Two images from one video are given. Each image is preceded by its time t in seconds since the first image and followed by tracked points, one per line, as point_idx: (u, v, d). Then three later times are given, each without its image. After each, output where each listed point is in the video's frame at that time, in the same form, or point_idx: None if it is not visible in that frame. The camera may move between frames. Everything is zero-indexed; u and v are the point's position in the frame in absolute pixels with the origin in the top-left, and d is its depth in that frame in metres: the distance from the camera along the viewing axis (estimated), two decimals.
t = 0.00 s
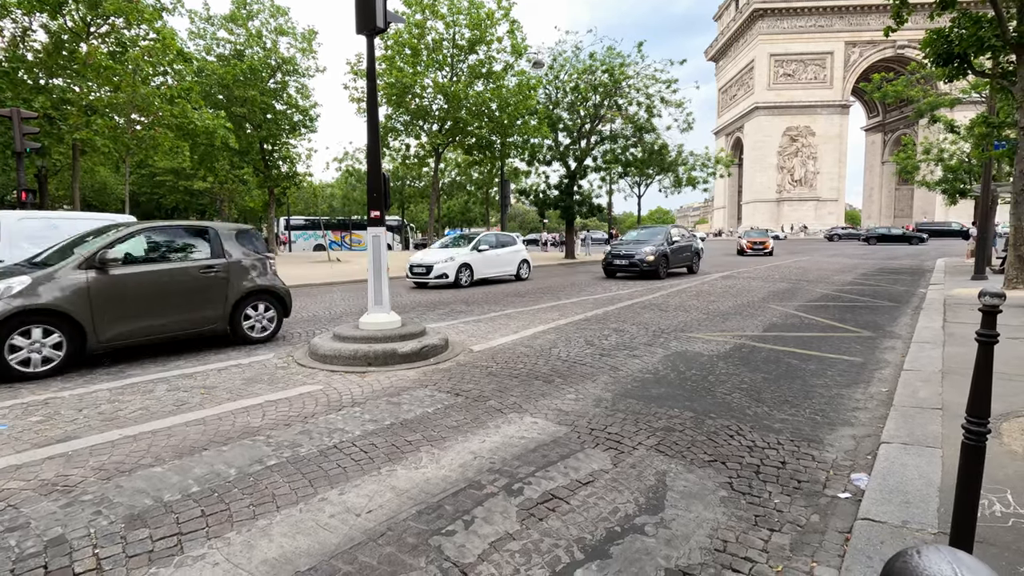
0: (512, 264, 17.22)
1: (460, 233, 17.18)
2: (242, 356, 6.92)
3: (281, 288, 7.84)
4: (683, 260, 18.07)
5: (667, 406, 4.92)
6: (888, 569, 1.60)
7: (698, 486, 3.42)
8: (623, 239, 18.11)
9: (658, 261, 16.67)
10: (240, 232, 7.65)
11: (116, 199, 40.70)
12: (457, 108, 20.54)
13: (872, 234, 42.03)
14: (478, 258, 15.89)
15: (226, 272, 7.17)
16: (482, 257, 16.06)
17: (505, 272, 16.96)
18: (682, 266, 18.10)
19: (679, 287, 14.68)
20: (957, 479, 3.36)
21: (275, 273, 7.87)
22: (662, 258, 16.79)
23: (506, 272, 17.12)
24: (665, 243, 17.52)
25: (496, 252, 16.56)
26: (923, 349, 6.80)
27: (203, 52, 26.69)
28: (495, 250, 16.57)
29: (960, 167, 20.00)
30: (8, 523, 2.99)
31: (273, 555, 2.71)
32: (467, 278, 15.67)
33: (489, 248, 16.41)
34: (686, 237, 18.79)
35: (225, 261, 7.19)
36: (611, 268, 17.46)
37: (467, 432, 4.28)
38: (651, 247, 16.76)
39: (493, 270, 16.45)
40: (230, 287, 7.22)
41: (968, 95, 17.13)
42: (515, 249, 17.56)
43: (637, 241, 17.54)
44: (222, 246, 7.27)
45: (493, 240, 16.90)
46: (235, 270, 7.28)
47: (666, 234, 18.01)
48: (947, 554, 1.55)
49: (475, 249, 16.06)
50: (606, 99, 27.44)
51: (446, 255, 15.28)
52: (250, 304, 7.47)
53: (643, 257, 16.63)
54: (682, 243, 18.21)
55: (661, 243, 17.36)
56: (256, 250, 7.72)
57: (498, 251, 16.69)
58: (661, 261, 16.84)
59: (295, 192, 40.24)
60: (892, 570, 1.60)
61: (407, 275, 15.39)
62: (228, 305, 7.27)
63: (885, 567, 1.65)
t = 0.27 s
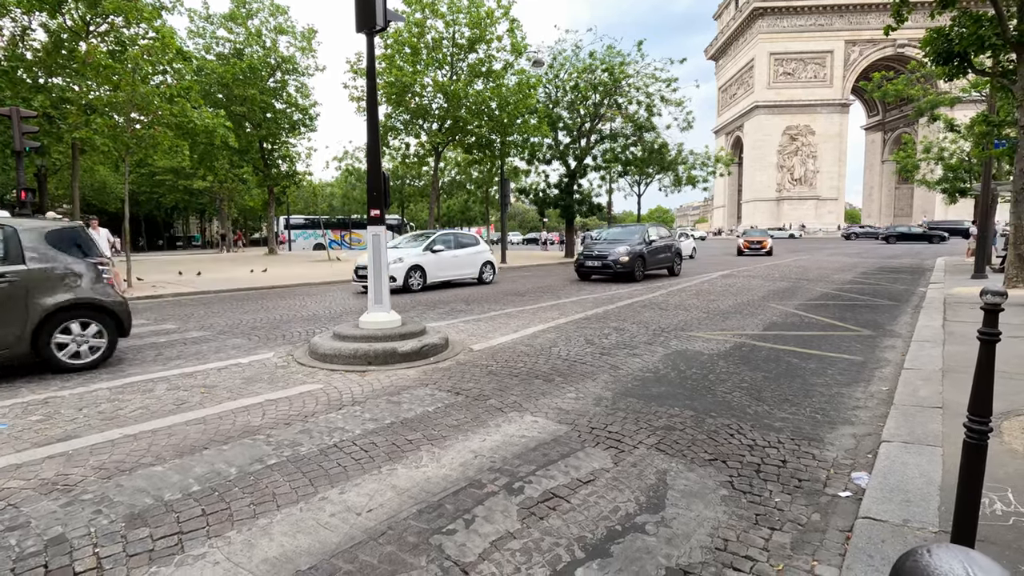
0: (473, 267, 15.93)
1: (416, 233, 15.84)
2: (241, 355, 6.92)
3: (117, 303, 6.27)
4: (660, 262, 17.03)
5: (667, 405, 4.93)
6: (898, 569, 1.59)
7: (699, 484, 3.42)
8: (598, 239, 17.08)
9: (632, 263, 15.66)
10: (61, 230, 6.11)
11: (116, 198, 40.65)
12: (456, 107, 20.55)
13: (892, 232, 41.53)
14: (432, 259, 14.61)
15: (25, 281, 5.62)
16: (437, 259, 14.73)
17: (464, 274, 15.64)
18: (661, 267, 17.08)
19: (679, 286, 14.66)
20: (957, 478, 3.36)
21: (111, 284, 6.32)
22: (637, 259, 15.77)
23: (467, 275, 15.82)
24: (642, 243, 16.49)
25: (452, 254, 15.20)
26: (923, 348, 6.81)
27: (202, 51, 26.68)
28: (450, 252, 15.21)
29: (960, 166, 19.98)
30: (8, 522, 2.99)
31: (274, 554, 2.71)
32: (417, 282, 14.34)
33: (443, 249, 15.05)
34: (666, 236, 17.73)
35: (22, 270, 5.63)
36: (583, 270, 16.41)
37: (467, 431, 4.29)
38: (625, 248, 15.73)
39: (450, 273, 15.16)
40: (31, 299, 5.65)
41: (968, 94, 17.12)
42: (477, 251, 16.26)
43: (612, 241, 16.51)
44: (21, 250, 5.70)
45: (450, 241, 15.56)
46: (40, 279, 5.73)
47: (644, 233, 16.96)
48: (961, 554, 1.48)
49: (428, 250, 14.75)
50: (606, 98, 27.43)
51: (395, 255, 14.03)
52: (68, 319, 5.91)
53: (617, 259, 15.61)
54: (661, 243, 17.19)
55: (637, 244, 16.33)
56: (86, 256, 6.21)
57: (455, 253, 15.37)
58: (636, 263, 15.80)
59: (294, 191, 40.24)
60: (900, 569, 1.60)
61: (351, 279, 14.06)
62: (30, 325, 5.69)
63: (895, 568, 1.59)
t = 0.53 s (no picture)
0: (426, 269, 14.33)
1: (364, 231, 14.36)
2: (241, 355, 6.91)
3: None
4: (635, 263, 15.68)
5: (667, 404, 4.92)
6: (907, 569, 1.55)
7: (699, 483, 3.42)
8: (569, 238, 15.65)
9: (603, 265, 14.30)
10: None
11: (115, 197, 40.57)
12: (456, 106, 20.57)
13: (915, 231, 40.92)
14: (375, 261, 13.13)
15: None
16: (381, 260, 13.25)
17: (416, 278, 14.12)
18: (636, 269, 15.76)
19: (679, 285, 14.66)
20: (958, 477, 3.36)
21: None
22: (608, 261, 14.41)
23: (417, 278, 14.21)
24: (615, 244, 15.12)
25: (398, 255, 13.58)
26: (923, 346, 6.82)
27: (202, 50, 26.64)
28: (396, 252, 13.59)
29: (960, 164, 19.99)
30: (8, 522, 2.99)
31: (274, 553, 2.70)
32: (356, 286, 12.75)
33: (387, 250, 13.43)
34: (642, 236, 16.35)
35: None
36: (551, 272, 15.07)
37: (467, 430, 4.28)
38: (596, 248, 14.36)
39: (396, 277, 13.57)
40: None
41: (967, 92, 17.14)
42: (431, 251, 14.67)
43: (583, 240, 15.11)
44: None
45: (397, 240, 13.90)
46: None
47: (618, 233, 15.58)
48: (970, 552, 1.49)
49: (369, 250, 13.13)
50: (606, 97, 27.43)
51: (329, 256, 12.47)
52: None
53: (587, 260, 14.24)
54: (636, 244, 15.85)
55: (610, 244, 14.95)
56: None
57: (403, 254, 13.77)
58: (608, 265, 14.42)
59: (294, 190, 40.20)
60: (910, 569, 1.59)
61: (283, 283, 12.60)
62: None
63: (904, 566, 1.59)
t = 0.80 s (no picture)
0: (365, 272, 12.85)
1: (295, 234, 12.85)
2: (241, 354, 6.90)
3: None
4: (605, 265, 14.49)
5: (667, 402, 4.92)
6: (913, 565, 1.60)
7: (698, 482, 3.42)
8: (533, 239, 14.45)
9: (568, 267, 13.13)
10: None
11: (114, 196, 40.50)
12: (455, 105, 20.56)
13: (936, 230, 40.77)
14: (297, 264, 11.60)
15: None
16: (305, 264, 11.72)
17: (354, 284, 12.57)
18: (606, 271, 14.56)
19: (679, 284, 14.67)
20: (958, 475, 3.36)
21: None
22: (573, 262, 13.22)
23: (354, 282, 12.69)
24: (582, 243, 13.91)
25: (327, 256, 12.07)
26: (922, 345, 6.82)
27: (200, 49, 26.60)
28: (325, 253, 12.09)
29: (960, 163, 19.99)
30: (7, 520, 2.98)
31: (274, 552, 2.70)
32: (274, 291, 11.25)
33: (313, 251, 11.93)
34: (613, 235, 15.15)
35: None
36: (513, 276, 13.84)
37: (467, 428, 4.28)
38: (560, 248, 13.17)
39: (326, 281, 12.06)
40: None
41: (965, 91, 17.14)
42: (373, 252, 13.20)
43: (547, 241, 13.92)
44: None
45: (330, 240, 12.37)
46: None
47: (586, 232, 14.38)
48: (976, 547, 1.54)
49: (290, 251, 11.64)
50: (605, 96, 27.42)
51: (242, 258, 11.03)
52: None
53: (549, 262, 13.05)
54: (606, 244, 14.64)
55: (576, 244, 13.75)
56: None
57: (334, 255, 12.25)
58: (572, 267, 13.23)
59: (293, 189, 40.16)
60: (915, 566, 1.59)
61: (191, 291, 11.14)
62: None
63: (909, 562, 1.64)
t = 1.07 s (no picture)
0: (281, 277, 11.32)
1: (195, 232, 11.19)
2: (240, 353, 6.89)
3: None
4: (568, 268, 13.35)
5: (666, 401, 4.92)
6: (911, 564, 1.60)
7: (698, 481, 3.42)
8: (490, 240, 13.33)
9: (523, 270, 11.98)
10: None
11: (113, 195, 40.46)
12: (454, 104, 20.53)
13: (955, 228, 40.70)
14: (195, 269, 10.07)
15: None
16: (204, 268, 10.17)
17: (267, 289, 11.13)
18: (570, 274, 13.44)
19: (678, 283, 14.67)
20: (957, 474, 3.36)
21: None
22: (530, 265, 12.08)
23: (269, 287, 11.18)
24: (542, 244, 12.78)
25: (229, 260, 10.52)
26: (921, 344, 6.82)
27: (199, 48, 26.56)
28: (229, 257, 10.56)
29: (959, 163, 19.99)
30: (5, 520, 2.98)
31: (273, 551, 2.70)
32: (160, 304, 9.65)
33: (212, 255, 10.39)
34: (579, 236, 14.02)
35: None
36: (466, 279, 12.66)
37: (466, 428, 4.27)
38: (514, 249, 12.05)
39: (230, 289, 10.52)
40: None
41: (965, 91, 17.13)
42: (292, 254, 11.68)
43: (504, 241, 12.78)
44: None
45: (236, 241, 10.86)
46: None
47: (547, 232, 13.25)
48: (976, 546, 1.53)
49: (182, 255, 10.07)
50: (604, 95, 27.40)
51: (123, 262, 9.47)
52: None
53: (502, 265, 11.92)
54: (571, 245, 13.53)
55: (535, 245, 12.62)
56: None
57: (241, 257, 10.74)
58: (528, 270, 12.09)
59: (292, 188, 40.13)
60: (914, 565, 1.59)
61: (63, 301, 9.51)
62: None
63: (908, 562, 1.63)
